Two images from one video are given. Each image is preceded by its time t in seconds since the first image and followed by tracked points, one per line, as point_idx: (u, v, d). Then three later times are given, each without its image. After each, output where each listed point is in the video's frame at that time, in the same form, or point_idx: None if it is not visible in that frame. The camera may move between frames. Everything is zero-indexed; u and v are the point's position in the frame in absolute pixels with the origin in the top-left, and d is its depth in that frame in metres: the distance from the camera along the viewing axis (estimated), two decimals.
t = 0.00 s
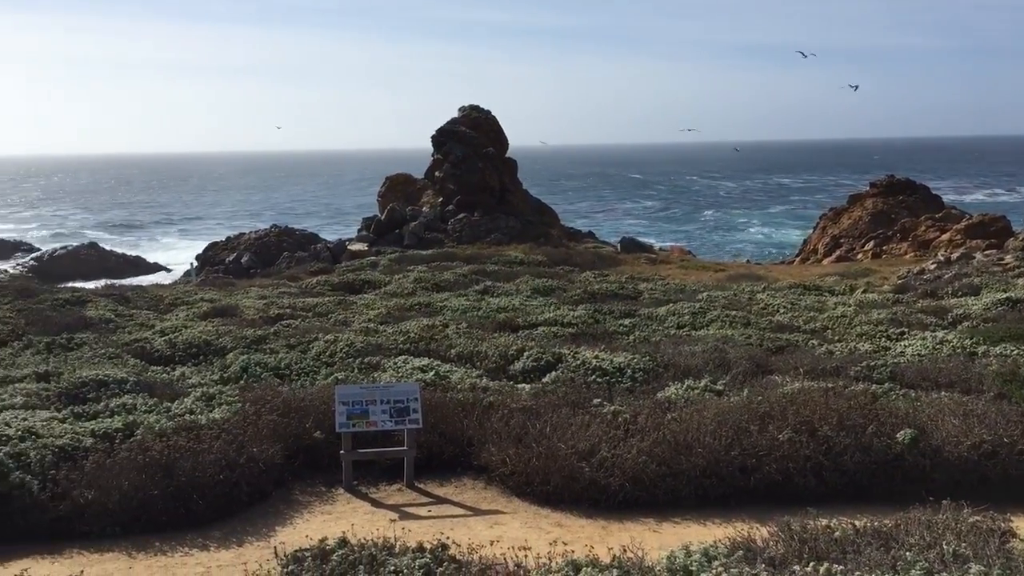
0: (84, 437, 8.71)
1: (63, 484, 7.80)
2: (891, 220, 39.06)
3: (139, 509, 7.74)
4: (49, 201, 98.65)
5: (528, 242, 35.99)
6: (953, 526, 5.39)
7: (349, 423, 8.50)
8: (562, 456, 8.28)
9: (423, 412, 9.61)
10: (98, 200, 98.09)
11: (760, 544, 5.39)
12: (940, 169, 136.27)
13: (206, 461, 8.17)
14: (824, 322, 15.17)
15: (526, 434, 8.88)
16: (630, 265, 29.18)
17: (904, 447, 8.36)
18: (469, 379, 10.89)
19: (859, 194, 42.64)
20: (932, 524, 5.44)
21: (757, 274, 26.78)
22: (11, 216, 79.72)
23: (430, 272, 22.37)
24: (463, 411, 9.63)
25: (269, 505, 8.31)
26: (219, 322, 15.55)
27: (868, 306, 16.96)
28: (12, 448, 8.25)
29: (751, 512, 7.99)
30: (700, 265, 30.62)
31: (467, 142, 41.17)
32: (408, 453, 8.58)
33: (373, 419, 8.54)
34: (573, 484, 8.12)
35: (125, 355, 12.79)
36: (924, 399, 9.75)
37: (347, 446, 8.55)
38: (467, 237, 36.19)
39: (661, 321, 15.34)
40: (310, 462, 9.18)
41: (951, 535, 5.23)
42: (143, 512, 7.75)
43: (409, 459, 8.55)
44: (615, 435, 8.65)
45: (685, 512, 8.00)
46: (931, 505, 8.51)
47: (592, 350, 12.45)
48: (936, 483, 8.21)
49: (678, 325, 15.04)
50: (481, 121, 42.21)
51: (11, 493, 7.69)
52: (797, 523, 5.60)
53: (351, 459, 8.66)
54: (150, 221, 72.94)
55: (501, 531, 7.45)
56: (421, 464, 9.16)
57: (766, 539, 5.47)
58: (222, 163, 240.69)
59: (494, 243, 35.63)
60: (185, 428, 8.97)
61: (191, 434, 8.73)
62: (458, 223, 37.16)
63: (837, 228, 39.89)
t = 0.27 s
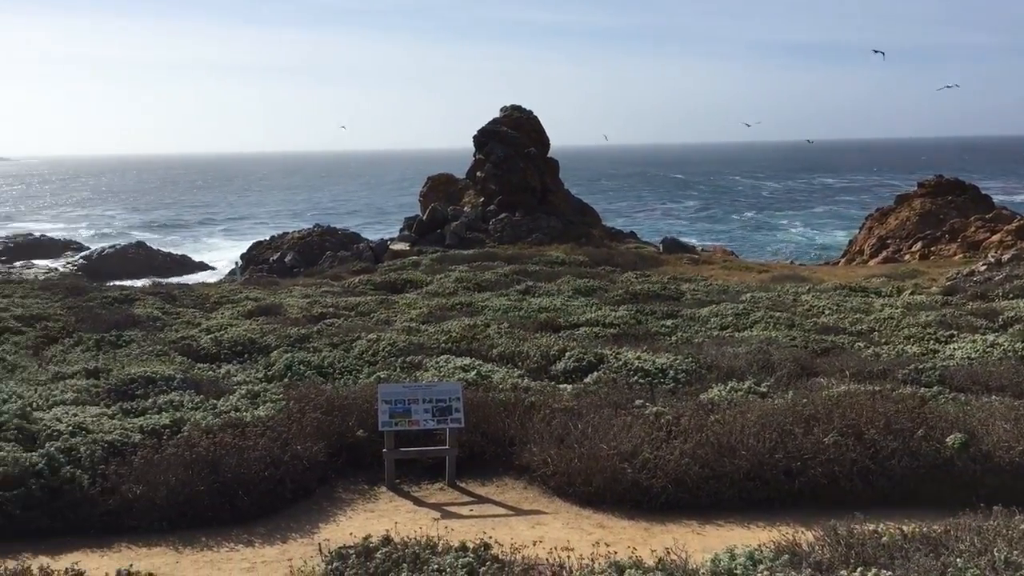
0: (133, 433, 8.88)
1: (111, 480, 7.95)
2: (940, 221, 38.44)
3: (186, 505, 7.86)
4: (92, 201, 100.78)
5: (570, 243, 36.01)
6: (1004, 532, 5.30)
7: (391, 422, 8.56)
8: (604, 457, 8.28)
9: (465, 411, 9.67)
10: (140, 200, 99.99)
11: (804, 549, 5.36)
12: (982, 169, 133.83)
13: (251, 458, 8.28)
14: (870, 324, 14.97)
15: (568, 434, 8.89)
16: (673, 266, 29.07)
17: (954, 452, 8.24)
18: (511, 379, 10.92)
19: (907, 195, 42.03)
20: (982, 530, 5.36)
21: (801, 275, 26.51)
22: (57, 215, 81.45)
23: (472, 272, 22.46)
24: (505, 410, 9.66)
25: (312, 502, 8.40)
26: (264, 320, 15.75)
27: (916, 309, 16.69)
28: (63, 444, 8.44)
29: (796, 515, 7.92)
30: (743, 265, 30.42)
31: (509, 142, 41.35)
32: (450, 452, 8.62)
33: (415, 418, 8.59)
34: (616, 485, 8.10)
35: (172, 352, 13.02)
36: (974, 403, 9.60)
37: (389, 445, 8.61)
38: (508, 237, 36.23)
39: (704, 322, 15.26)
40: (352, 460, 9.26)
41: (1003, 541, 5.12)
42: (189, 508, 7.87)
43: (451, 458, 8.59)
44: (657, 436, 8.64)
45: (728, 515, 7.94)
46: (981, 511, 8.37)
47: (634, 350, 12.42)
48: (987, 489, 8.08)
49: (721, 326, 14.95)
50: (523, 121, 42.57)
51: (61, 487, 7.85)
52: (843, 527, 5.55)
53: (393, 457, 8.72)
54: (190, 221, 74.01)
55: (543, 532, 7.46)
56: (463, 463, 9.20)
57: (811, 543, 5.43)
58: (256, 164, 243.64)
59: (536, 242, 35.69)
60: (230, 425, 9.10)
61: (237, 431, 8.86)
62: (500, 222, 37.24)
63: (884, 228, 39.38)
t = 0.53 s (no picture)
0: (184, 429, 9.05)
1: (163, 474, 8.10)
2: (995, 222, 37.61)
3: (235, 500, 7.98)
4: (137, 199, 102.72)
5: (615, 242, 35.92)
6: None
7: (437, 421, 8.60)
8: (650, 458, 8.25)
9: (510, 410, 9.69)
10: (182, 199, 101.63)
11: (856, 553, 5.41)
12: None
13: (300, 455, 8.40)
14: (922, 326, 14.72)
15: (613, 435, 8.86)
16: (719, 266, 28.93)
17: (1010, 457, 8.11)
18: (556, 379, 10.92)
19: (960, 195, 41.20)
20: None
21: (850, 276, 26.17)
22: (104, 214, 83.17)
23: (517, 271, 22.48)
24: (550, 410, 9.67)
25: (359, 499, 8.46)
26: (310, 318, 15.93)
27: (970, 311, 16.36)
28: (118, 438, 8.65)
29: (846, 520, 7.81)
30: (791, 266, 30.12)
31: (554, 142, 41.35)
32: (495, 452, 8.64)
33: (461, 417, 8.63)
34: (662, 486, 8.08)
35: (223, 350, 13.25)
36: None
37: (435, 444, 8.66)
38: (553, 237, 36.42)
39: (751, 323, 15.15)
40: (399, 458, 9.33)
41: None
42: (239, 503, 7.98)
43: (496, 457, 8.61)
44: (704, 438, 8.59)
45: (777, 518, 7.86)
46: None
47: (681, 351, 12.37)
48: None
49: (768, 327, 14.84)
50: (569, 121, 42.33)
51: (115, 481, 8.03)
52: (894, 533, 5.61)
53: (439, 456, 8.76)
54: (233, 220, 75.07)
55: (589, 532, 7.46)
56: (508, 463, 9.22)
57: (862, 548, 5.49)
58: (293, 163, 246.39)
59: (581, 242, 35.74)
60: (279, 421, 9.24)
61: (286, 428, 8.99)
62: (546, 222, 37.49)
63: (936, 229, 38.68)
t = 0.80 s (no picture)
0: (232, 424, 9.23)
1: (212, 469, 8.31)
2: None
3: (281, 494, 8.07)
4: (179, 197, 104.45)
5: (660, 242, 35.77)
6: None
7: (481, 419, 8.64)
8: (695, 459, 8.22)
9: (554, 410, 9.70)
10: (223, 197, 103.14)
11: (905, 558, 5.54)
12: None
13: (345, 451, 8.48)
14: (974, 328, 14.42)
15: (658, 435, 8.82)
16: (767, 266, 28.72)
17: None
18: (600, 378, 10.90)
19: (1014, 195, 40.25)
20: None
21: (900, 277, 25.73)
22: (147, 212, 84.66)
23: (561, 270, 22.48)
24: (594, 409, 9.66)
25: (403, 496, 8.50)
26: (355, 316, 16.08)
27: None
28: (167, 432, 8.89)
29: (895, 524, 7.71)
30: (840, 266, 29.71)
31: (598, 141, 41.39)
32: (539, 450, 8.65)
33: (505, 415, 8.65)
34: (707, 488, 8.05)
35: (270, 346, 13.46)
36: None
37: (479, 442, 8.70)
38: (597, 235, 36.63)
39: (798, 324, 15.00)
40: (443, 456, 9.37)
41: None
42: (285, 497, 8.07)
43: (540, 456, 8.61)
44: (749, 439, 8.54)
45: (823, 521, 7.78)
46: None
47: (726, 352, 12.29)
48: None
49: (815, 328, 14.68)
50: (615, 121, 42.43)
51: (165, 474, 8.24)
52: (946, 539, 5.68)
53: (483, 454, 8.80)
54: (272, 218, 75.94)
55: (633, 532, 7.43)
56: (552, 462, 9.23)
57: (912, 553, 5.60)
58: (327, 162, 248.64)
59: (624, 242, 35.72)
60: (325, 418, 9.35)
61: (331, 425, 9.09)
62: (590, 220, 37.66)
63: (988, 230, 37.86)
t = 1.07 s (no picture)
0: (275, 419, 9.34)
1: (254, 463, 8.41)
2: None
3: (322, 489, 8.13)
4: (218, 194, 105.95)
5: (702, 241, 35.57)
6: None
7: (522, 417, 8.66)
8: (737, 461, 8.17)
9: (594, 409, 9.70)
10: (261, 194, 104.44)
11: (952, 564, 5.52)
12: None
13: (386, 447, 8.54)
14: None
15: (699, 435, 8.78)
16: (811, 266, 28.48)
17: None
18: (641, 378, 10.87)
19: None
20: None
21: (947, 278, 25.31)
22: (186, 208, 85.99)
23: (602, 269, 22.45)
24: (634, 409, 9.65)
25: (443, 493, 8.54)
26: (396, 313, 16.19)
27: None
28: (212, 426, 9.04)
29: (942, 529, 7.61)
30: (886, 267, 29.27)
31: (642, 139, 41.48)
32: (579, 449, 8.64)
33: (545, 414, 8.66)
34: (748, 490, 8.01)
35: (312, 342, 13.61)
36: None
37: (519, 440, 8.73)
38: (638, 233, 36.55)
39: (842, 325, 14.85)
40: (483, 453, 9.40)
41: None
42: (325, 492, 8.13)
43: (580, 455, 8.61)
44: (792, 441, 8.47)
45: (867, 525, 7.70)
46: None
47: (768, 352, 12.21)
48: None
49: (860, 330, 14.51)
50: (657, 120, 42.36)
51: (209, 468, 8.35)
52: (996, 546, 5.64)
53: (523, 453, 8.82)
54: (308, 215, 76.69)
55: (674, 533, 7.41)
56: (592, 461, 9.22)
57: (960, 559, 5.57)
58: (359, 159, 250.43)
59: (666, 240, 35.60)
60: (366, 414, 9.43)
61: (372, 421, 9.16)
62: (630, 219, 37.58)
63: None
